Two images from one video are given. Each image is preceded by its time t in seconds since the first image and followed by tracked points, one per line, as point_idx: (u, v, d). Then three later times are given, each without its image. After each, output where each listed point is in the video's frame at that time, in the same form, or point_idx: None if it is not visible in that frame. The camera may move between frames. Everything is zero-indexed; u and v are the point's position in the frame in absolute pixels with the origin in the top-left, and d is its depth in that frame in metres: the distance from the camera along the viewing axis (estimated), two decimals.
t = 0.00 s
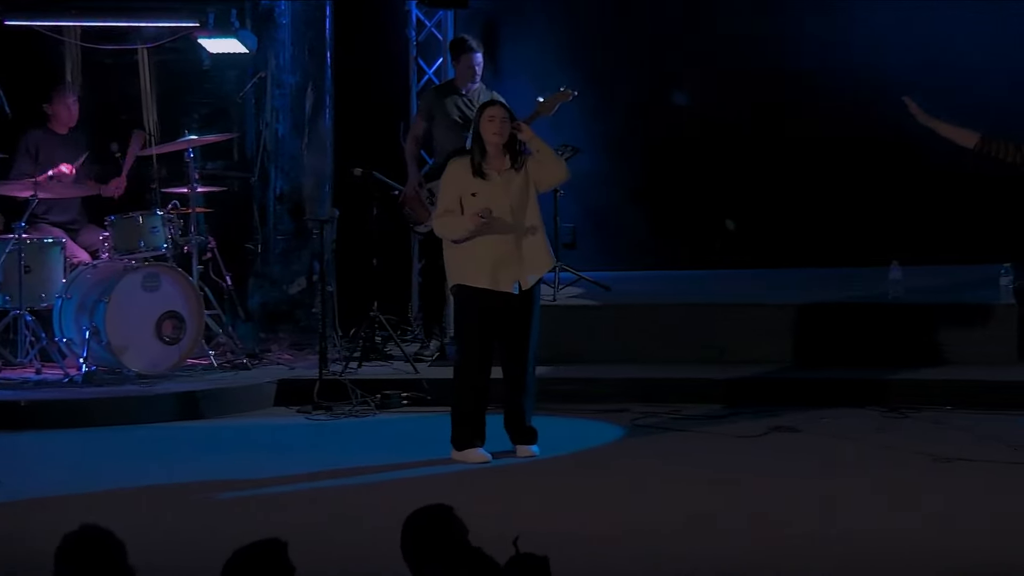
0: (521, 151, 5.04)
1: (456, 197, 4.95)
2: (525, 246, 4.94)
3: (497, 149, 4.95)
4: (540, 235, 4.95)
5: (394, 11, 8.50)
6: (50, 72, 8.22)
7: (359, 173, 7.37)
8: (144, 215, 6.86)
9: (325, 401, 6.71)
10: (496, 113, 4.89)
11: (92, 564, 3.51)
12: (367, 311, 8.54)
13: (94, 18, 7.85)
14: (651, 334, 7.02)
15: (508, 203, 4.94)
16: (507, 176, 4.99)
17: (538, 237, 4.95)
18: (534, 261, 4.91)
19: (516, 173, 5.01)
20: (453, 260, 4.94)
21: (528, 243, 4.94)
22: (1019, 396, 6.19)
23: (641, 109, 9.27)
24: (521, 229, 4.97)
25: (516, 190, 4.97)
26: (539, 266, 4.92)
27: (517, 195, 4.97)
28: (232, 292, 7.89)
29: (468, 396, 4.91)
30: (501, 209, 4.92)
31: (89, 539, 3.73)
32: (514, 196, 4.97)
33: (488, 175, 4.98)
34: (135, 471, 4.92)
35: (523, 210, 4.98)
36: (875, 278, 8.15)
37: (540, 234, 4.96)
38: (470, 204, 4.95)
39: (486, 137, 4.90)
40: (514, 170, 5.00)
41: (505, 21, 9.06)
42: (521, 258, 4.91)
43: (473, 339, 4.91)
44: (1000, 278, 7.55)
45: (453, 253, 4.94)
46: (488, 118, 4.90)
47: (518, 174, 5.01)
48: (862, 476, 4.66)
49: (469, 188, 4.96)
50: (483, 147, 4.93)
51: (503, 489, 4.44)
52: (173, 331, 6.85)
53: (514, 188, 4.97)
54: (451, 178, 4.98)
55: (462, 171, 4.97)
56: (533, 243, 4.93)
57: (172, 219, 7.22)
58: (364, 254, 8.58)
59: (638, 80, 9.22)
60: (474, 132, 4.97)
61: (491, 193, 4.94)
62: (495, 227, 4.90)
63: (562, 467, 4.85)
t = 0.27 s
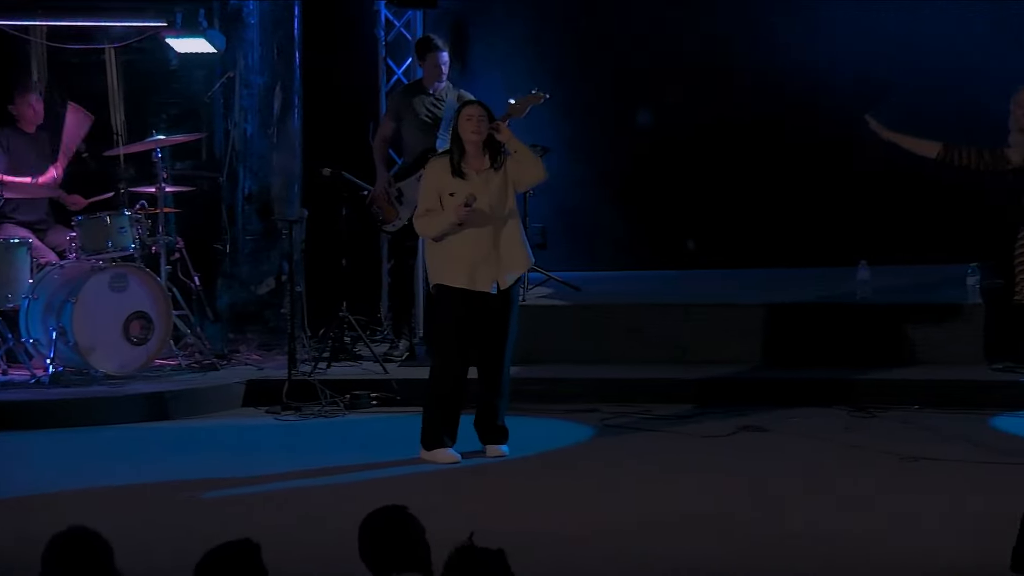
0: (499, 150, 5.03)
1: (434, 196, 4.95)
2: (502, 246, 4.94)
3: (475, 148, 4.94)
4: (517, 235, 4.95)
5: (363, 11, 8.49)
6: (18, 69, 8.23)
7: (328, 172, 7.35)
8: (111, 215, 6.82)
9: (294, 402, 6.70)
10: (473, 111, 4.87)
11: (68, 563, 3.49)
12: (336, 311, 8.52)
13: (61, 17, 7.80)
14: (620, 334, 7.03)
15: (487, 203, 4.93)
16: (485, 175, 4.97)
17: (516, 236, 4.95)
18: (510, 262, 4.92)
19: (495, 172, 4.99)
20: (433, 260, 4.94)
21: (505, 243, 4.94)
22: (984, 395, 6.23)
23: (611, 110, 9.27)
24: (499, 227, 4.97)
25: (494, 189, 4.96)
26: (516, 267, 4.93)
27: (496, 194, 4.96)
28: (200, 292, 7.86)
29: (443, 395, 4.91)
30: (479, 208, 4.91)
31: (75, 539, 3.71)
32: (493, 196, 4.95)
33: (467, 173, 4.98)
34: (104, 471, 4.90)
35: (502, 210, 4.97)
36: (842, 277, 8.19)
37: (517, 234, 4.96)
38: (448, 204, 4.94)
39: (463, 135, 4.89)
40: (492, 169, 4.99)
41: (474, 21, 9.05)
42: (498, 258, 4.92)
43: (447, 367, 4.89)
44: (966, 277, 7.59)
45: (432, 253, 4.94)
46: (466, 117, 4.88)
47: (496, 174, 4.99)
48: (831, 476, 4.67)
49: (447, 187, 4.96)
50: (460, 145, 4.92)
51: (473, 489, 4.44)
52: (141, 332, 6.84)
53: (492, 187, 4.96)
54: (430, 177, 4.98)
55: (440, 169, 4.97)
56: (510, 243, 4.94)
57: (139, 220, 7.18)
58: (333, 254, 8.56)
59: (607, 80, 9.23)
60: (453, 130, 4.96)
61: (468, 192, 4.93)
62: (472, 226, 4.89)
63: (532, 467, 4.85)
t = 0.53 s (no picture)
0: (477, 152, 5.02)
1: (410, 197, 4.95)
2: (477, 249, 4.93)
3: (451, 149, 4.93)
4: (491, 238, 4.95)
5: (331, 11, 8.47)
6: None
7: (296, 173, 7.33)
8: (78, 216, 6.78)
9: (263, 403, 6.69)
10: (451, 112, 4.86)
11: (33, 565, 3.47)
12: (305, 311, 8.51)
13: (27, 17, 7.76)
14: (589, 334, 7.04)
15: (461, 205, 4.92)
16: (461, 177, 4.97)
17: (490, 239, 4.95)
18: (484, 264, 4.92)
19: (470, 174, 4.99)
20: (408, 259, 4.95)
21: (478, 246, 4.94)
22: (951, 395, 6.27)
23: (579, 110, 9.29)
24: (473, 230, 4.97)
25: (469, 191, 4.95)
26: (490, 269, 4.92)
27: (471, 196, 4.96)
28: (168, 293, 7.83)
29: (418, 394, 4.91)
30: (454, 210, 4.90)
31: (64, 541, 3.73)
32: (468, 198, 4.95)
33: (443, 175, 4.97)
34: (71, 472, 4.89)
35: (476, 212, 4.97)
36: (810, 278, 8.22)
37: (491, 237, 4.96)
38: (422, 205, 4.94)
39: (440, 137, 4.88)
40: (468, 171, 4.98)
41: (442, 22, 9.06)
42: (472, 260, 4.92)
43: (422, 378, 4.89)
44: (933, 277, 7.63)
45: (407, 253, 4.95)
46: (443, 118, 4.87)
47: (473, 176, 4.99)
48: (799, 475, 4.69)
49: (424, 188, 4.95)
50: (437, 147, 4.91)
51: (442, 490, 4.44)
52: (108, 333, 6.81)
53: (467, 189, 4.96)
54: (407, 177, 4.97)
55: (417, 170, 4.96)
56: (483, 245, 4.94)
57: (106, 221, 7.15)
58: (302, 254, 8.54)
59: (575, 81, 9.24)
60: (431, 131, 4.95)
61: (443, 193, 4.93)
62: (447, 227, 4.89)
63: (501, 467, 4.86)
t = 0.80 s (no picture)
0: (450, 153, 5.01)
1: (381, 196, 4.96)
2: (445, 249, 4.92)
3: (422, 150, 4.92)
4: (460, 238, 4.93)
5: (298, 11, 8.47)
6: None
7: (265, 173, 7.32)
8: (44, 216, 6.74)
9: (231, 403, 6.66)
10: (423, 112, 4.84)
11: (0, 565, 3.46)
12: (273, 312, 8.49)
13: None
14: (558, 334, 7.04)
15: (431, 205, 4.91)
16: (433, 177, 4.96)
17: (459, 240, 4.92)
18: (453, 264, 4.89)
19: (441, 174, 4.98)
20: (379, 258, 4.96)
21: (447, 246, 4.92)
22: (916, 395, 6.30)
23: (547, 111, 9.30)
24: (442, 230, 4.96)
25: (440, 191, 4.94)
26: (458, 270, 4.90)
27: (441, 196, 4.94)
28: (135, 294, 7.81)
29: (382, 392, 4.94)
30: (422, 210, 4.89)
31: (46, 541, 3.74)
32: (438, 199, 4.94)
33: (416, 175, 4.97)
34: (40, 474, 4.86)
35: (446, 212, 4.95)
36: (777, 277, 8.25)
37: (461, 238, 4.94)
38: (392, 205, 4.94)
39: (410, 137, 4.87)
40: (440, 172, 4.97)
41: (411, 21, 9.07)
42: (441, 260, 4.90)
43: (383, 376, 4.90)
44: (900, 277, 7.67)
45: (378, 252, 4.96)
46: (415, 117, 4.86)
47: (444, 177, 4.98)
48: (768, 475, 4.70)
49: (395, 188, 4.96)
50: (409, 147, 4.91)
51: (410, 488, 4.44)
52: (75, 334, 6.78)
53: (438, 190, 4.95)
54: (379, 177, 4.98)
55: (389, 170, 4.97)
56: (453, 245, 4.91)
57: (72, 221, 7.11)
58: (270, 255, 8.52)
59: (544, 81, 9.26)
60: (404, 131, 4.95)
61: (413, 193, 4.93)
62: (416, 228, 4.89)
63: (469, 467, 4.86)
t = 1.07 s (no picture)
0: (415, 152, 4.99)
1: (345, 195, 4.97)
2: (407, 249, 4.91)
3: (385, 150, 4.91)
4: (422, 236, 4.91)
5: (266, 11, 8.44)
6: None
7: (232, 172, 7.29)
8: (10, 217, 6.71)
9: (199, 404, 6.63)
10: (384, 112, 4.84)
11: None
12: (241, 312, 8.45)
13: None
14: (526, 335, 7.04)
15: (393, 204, 4.90)
16: (396, 177, 4.95)
17: (421, 240, 4.91)
18: (415, 262, 4.88)
19: (404, 173, 4.96)
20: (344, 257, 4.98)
21: (410, 244, 4.91)
22: (884, 395, 6.33)
23: (516, 111, 9.30)
24: (405, 229, 4.94)
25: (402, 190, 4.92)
26: (419, 270, 4.89)
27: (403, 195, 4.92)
28: (102, 294, 7.76)
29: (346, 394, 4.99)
30: (383, 210, 4.89)
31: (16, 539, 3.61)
32: (400, 198, 4.92)
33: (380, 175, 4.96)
34: (6, 475, 4.83)
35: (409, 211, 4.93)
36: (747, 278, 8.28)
37: (422, 236, 4.91)
38: (355, 205, 4.94)
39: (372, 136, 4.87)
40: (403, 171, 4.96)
41: (381, 21, 9.01)
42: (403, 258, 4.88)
43: (344, 376, 4.96)
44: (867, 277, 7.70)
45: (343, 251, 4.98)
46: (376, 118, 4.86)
47: (408, 177, 4.96)
48: (736, 475, 4.71)
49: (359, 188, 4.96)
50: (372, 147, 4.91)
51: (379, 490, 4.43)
52: (40, 335, 6.72)
53: (401, 189, 4.94)
54: (345, 176, 4.99)
55: (354, 168, 4.98)
56: (415, 243, 4.90)
57: (38, 221, 7.05)
58: (238, 255, 8.49)
59: (513, 81, 9.25)
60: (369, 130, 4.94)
61: (376, 193, 4.92)
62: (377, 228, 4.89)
63: (438, 467, 4.85)
